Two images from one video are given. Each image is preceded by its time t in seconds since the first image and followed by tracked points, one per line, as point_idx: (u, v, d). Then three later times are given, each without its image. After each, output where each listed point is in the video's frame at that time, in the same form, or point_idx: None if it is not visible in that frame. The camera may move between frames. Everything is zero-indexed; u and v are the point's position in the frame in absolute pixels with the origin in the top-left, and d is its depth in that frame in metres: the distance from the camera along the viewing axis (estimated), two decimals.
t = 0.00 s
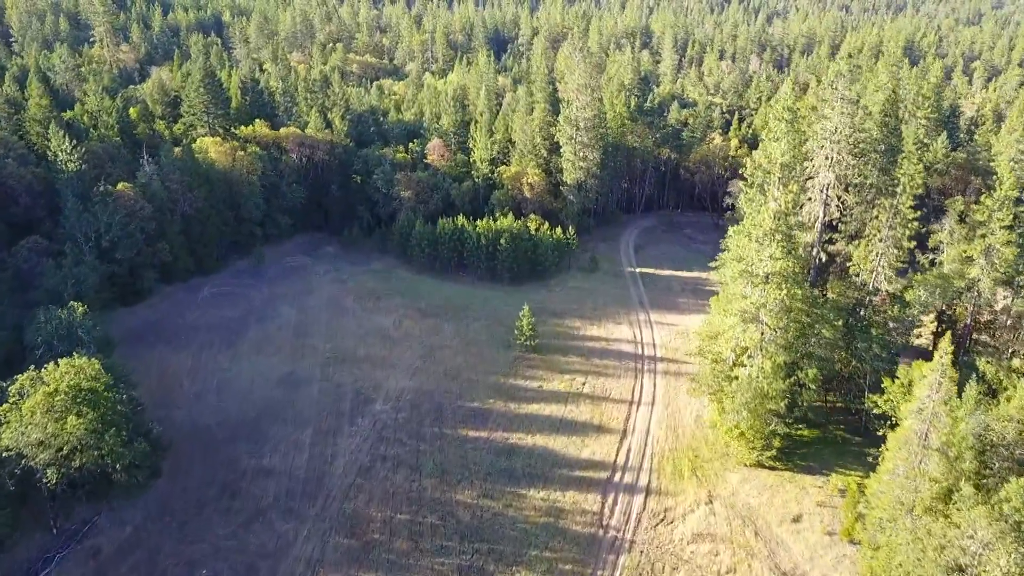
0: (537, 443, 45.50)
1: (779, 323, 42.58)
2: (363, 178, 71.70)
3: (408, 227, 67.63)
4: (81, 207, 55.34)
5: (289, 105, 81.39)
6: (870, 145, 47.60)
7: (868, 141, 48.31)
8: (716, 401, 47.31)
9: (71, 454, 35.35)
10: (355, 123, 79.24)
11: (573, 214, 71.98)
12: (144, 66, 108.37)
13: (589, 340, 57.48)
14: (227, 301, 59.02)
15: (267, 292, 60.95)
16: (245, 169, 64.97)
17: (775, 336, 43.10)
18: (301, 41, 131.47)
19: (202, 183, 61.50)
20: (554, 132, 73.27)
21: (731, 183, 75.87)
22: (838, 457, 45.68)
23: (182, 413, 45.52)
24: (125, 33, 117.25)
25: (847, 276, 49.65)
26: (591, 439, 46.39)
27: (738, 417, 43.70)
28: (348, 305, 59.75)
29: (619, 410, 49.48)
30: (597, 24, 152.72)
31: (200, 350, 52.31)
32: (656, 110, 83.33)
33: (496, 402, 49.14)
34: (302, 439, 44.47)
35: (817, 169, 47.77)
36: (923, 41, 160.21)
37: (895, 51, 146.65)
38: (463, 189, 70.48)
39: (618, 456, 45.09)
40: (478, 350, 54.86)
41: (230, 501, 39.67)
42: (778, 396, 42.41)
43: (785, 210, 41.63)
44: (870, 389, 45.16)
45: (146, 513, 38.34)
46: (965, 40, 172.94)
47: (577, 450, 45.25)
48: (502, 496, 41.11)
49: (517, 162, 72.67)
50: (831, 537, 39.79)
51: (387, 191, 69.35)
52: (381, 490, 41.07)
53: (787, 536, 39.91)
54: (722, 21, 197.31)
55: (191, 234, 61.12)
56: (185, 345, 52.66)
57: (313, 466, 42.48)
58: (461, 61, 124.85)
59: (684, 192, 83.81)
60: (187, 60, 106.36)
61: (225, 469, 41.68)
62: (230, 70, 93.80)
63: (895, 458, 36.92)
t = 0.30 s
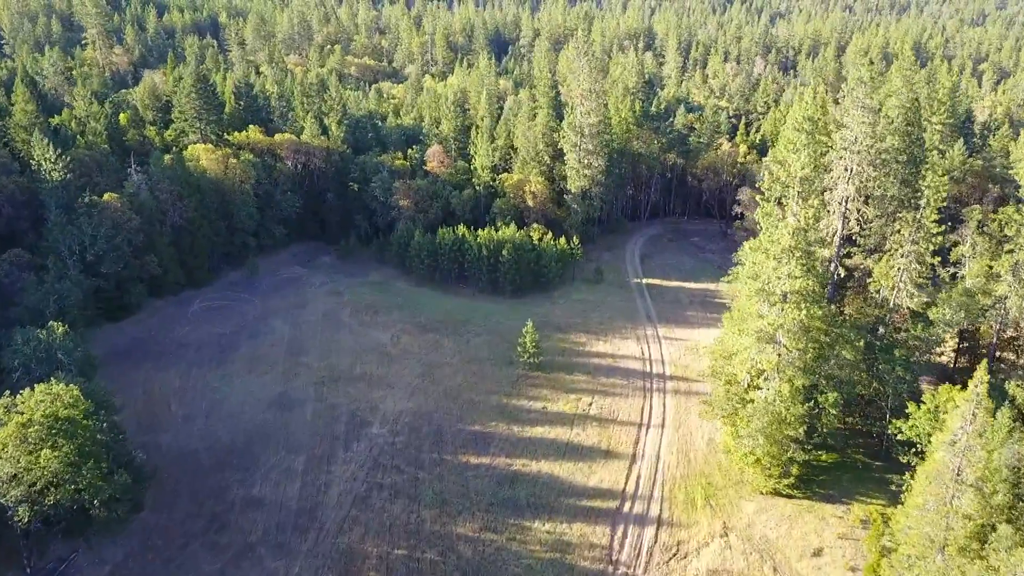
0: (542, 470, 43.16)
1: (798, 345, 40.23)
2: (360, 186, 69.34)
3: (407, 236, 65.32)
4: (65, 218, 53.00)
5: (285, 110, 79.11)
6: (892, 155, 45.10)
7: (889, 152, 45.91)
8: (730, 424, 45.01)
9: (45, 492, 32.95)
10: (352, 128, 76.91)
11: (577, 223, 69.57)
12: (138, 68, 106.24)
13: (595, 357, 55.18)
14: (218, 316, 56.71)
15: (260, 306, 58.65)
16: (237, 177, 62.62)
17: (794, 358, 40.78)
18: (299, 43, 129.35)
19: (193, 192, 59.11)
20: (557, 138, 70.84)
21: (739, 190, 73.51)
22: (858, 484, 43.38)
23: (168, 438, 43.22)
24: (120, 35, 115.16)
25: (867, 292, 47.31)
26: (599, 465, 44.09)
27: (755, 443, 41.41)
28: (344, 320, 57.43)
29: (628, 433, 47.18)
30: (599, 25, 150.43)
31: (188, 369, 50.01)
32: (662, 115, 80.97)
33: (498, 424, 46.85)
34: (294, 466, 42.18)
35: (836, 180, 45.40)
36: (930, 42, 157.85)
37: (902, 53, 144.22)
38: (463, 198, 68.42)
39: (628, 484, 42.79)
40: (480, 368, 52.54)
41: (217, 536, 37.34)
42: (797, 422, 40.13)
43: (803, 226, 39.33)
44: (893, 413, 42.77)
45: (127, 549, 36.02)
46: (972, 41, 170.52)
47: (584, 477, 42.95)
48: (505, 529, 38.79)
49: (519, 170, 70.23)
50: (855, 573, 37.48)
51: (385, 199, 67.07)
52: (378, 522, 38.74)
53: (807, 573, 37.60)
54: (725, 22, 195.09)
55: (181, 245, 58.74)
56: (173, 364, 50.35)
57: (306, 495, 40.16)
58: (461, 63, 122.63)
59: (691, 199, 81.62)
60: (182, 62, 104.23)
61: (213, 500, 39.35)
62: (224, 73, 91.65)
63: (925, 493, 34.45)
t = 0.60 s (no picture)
0: (547, 500, 40.86)
1: (819, 369, 37.91)
2: (357, 195, 67.05)
3: (406, 247, 63.05)
4: (49, 231, 50.72)
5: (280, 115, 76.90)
6: (916, 167, 42.79)
7: (913, 162, 43.40)
8: (745, 450, 42.69)
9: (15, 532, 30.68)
10: (350, 135, 74.64)
11: (582, 233, 67.32)
12: (132, 72, 104.12)
13: (601, 375, 52.85)
14: (209, 332, 54.45)
15: (253, 321, 56.40)
16: (230, 187, 60.33)
17: (815, 382, 38.48)
18: (296, 46, 127.25)
19: (185, 202, 56.83)
20: (561, 145, 68.56)
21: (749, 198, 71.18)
22: (881, 513, 41.08)
23: (151, 467, 40.94)
24: (113, 37, 113.08)
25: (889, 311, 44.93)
26: (607, 494, 41.78)
27: (772, 471, 39.14)
28: (340, 336, 55.15)
29: (637, 459, 44.89)
30: (602, 27, 148.21)
31: (176, 390, 47.74)
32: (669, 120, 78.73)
33: (501, 449, 44.54)
34: (286, 496, 39.89)
35: (857, 194, 43.18)
36: (938, 43, 155.43)
37: (910, 55, 141.81)
38: (465, 206, 65.96)
39: (638, 514, 40.49)
40: (481, 387, 50.24)
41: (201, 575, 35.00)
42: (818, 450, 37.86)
43: (826, 244, 37.02)
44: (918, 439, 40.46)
45: None
46: (980, 41, 168.01)
47: (592, 507, 40.66)
48: (508, 565, 36.47)
49: (521, 178, 68.00)
50: None
51: (383, 209, 64.83)
52: (373, 558, 36.42)
53: None
54: (728, 23, 192.77)
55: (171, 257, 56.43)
56: (160, 385, 48.09)
57: (297, 529, 37.84)
58: (462, 66, 120.42)
59: (698, 206, 79.43)
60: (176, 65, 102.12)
61: (198, 536, 37.03)
62: (219, 77, 89.52)
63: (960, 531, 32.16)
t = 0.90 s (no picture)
0: (554, 532, 38.59)
1: (843, 396, 35.60)
2: (355, 204, 64.78)
3: (405, 258, 60.76)
4: (31, 244, 48.36)
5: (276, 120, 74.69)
6: (942, 179, 40.51)
7: (940, 175, 40.93)
8: (762, 479, 40.42)
9: None
10: (347, 141, 72.33)
11: (587, 243, 65.02)
12: (125, 74, 101.93)
13: (609, 394, 50.55)
14: (199, 349, 52.14)
15: (246, 337, 54.10)
16: (222, 196, 58.06)
17: (839, 410, 36.16)
18: (294, 47, 124.99)
19: (174, 212, 54.51)
20: (565, 152, 66.21)
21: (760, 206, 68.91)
22: (906, 546, 38.85)
23: (135, 496, 38.66)
24: (107, 39, 110.84)
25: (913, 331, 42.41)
26: (617, 525, 39.50)
27: (794, 504, 36.85)
28: (337, 353, 52.87)
29: (648, 486, 42.61)
30: (605, 28, 145.86)
31: (164, 411, 45.47)
32: (676, 126, 76.38)
33: (504, 476, 42.27)
34: (277, 529, 37.62)
35: (880, 208, 40.57)
36: (946, 44, 152.85)
37: (918, 57, 139.38)
38: (466, 215, 63.73)
39: (650, 548, 38.19)
40: (483, 409, 47.95)
41: None
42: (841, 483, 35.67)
43: (851, 263, 34.72)
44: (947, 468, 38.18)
45: None
46: (988, 42, 165.49)
47: (602, 540, 38.38)
48: None
49: (524, 186, 65.64)
50: None
51: (381, 218, 62.60)
52: None
53: None
54: (732, 24, 190.31)
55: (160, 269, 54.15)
56: (147, 406, 45.80)
57: (289, 566, 35.57)
58: (462, 68, 118.21)
59: (705, 213, 77.18)
60: (171, 68, 99.95)
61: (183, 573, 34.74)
62: (214, 80, 87.31)
63: None
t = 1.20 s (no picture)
0: (561, 569, 36.31)
1: (871, 427, 33.23)
2: (352, 213, 62.49)
3: (404, 271, 58.42)
4: (11, 258, 46.00)
5: (270, 126, 72.42)
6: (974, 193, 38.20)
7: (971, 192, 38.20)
8: (781, 511, 38.12)
9: None
10: (344, 147, 70.09)
11: (592, 254, 62.71)
12: (118, 78, 99.63)
13: (617, 416, 48.22)
14: (188, 368, 49.86)
15: (237, 355, 51.81)
16: (213, 207, 55.79)
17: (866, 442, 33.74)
18: (291, 49, 122.61)
19: (163, 224, 52.19)
20: (571, 159, 63.89)
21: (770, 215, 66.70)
22: None
23: (117, 531, 36.45)
24: (99, 41, 108.47)
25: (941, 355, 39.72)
26: (628, 561, 37.19)
27: (817, 541, 34.53)
28: (332, 372, 50.62)
29: (660, 517, 40.29)
30: (608, 29, 143.36)
31: (150, 437, 43.22)
32: (683, 132, 74.21)
33: (508, 507, 39.96)
34: (267, 566, 35.39)
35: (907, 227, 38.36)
36: (954, 45, 150.26)
37: (925, 59, 137.20)
38: (467, 225, 61.46)
39: None
40: (486, 432, 45.68)
41: None
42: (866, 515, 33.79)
43: (878, 286, 32.41)
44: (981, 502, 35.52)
45: None
46: (996, 42, 162.89)
47: None
48: None
49: (527, 195, 63.30)
50: None
51: (379, 229, 60.35)
52: None
53: None
54: (735, 24, 187.77)
55: (148, 284, 51.80)
56: (132, 431, 43.55)
57: None
58: (462, 71, 115.88)
59: (713, 222, 74.95)
60: (164, 71, 97.63)
61: None
62: (208, 85, 85.07)
63: None
